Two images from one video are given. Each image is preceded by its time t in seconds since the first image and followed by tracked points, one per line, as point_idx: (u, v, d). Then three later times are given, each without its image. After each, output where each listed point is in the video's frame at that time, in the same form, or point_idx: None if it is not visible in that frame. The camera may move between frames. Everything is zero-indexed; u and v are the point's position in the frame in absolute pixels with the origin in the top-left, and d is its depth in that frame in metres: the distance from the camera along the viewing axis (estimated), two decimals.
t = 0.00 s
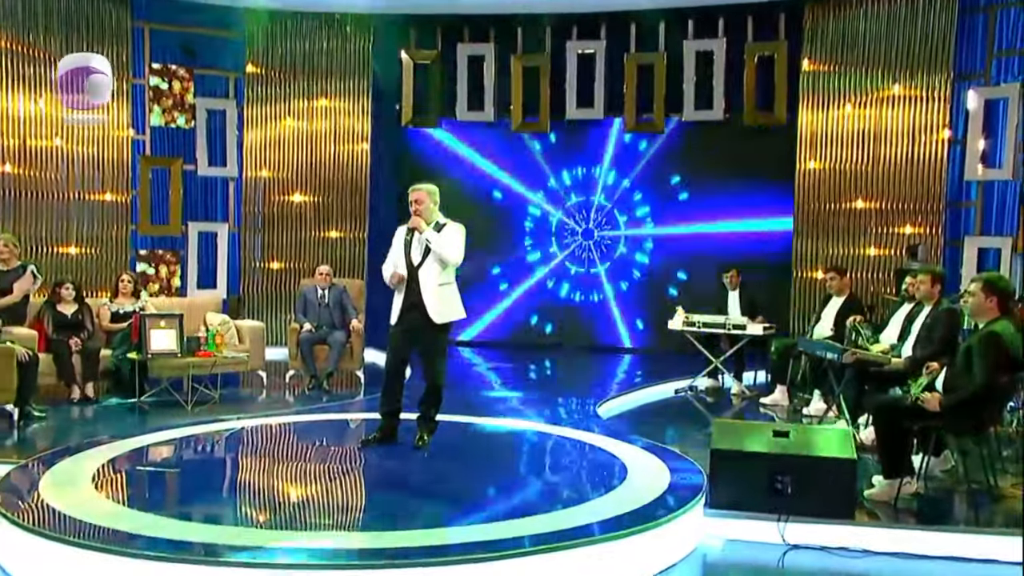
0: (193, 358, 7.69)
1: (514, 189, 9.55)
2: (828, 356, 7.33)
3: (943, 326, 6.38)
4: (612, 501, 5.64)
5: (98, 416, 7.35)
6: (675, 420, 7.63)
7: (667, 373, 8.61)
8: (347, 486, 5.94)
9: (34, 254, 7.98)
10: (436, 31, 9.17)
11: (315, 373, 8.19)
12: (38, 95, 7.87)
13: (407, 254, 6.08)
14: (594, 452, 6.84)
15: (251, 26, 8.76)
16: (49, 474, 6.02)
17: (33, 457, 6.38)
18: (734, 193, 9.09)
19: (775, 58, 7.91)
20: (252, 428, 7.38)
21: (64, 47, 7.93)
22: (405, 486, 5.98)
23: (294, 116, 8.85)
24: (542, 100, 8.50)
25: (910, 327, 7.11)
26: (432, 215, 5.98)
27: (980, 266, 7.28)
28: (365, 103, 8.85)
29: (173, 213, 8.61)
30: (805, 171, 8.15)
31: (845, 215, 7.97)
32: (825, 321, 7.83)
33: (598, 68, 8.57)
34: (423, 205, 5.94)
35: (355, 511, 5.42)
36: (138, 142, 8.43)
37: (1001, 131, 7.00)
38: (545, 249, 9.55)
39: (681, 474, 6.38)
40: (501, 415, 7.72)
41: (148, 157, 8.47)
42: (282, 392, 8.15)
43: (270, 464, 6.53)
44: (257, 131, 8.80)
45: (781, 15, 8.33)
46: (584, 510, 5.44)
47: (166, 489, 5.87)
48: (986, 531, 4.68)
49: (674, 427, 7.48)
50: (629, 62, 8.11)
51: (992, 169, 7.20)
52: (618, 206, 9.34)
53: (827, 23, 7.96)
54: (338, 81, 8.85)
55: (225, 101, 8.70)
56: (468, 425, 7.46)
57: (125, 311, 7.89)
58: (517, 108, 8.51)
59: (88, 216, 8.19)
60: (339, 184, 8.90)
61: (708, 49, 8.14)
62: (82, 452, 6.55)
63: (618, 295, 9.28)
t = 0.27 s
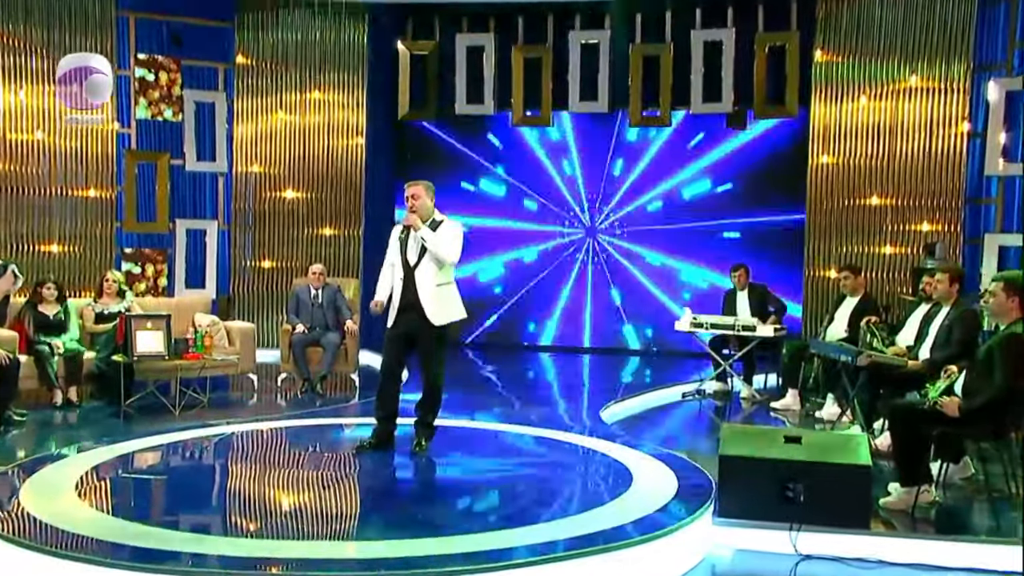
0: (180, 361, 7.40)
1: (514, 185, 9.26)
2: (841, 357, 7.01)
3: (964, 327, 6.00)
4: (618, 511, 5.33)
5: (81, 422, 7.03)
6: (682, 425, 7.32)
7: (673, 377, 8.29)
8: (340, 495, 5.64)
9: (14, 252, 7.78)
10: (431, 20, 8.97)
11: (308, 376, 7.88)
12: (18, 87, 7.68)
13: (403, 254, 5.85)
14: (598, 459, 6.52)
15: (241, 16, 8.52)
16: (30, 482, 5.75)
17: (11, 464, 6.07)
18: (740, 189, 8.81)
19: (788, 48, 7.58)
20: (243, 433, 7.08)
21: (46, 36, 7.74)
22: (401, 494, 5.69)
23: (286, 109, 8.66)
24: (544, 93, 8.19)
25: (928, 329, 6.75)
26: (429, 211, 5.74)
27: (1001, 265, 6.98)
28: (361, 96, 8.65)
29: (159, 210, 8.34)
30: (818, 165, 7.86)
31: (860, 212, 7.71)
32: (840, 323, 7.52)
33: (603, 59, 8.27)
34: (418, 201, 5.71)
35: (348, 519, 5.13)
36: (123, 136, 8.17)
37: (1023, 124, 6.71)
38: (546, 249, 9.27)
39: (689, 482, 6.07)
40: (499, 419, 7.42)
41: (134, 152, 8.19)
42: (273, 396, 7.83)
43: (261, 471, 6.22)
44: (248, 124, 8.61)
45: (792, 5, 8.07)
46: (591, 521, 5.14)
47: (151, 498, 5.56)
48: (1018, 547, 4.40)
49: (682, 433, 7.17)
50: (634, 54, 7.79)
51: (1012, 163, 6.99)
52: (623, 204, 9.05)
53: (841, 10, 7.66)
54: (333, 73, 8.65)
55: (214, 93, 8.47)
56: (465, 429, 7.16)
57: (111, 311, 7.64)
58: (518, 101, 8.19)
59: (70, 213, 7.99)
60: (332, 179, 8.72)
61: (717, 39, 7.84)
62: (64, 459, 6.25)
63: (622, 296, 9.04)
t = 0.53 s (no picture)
0: (166, 365, 7.04)
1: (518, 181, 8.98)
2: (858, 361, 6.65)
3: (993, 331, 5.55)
4: (628, 524, 5.00)
5: (60, 428, 6.70)
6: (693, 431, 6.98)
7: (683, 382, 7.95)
8: (333, 505, 5.30)
9: None
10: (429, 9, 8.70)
11: (301, 380, 7.55)
12: None
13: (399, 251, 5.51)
14: (604, 466, 6.19)
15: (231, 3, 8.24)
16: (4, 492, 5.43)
17: None
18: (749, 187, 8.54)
19: (803, 37, 7.24)
20: (232, 439, 6.74)
21: (24, 23, 7.59)
22: (398, 502, 5.36)
23: (276, 100, 8.37)
24: (548, 85, 7.86)
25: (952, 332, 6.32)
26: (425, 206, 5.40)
27: None
28: (356, 90, 8.41)
29: (143, 207, 8.10)
30: (834, 160, 7.73)
31: (879, 208, 7.57)
32: (856, 324, 7.21)
33: (609, 49, 7.95)
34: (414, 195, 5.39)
35: (345, 531, 4.79)
36: (105, 129, 7.95)
37: None
38: (551, 248, 8.99)
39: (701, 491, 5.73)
40: (499, 425, 7.08)
41: (115, 144, 7.96)
42: (264, 400, 7.50)
43: (250, 479, 5.88)
44: (236, 117, 8.31)
45: None
46: (601, 534, 4.79)
47: (132, 509, 5.22)
48: None
49: (692, 440, 6.82)
50: (641, 42, 7.44)
51: None
52: (629, 201, 8.77)
53: None
54: (326, 63, 8.40)
55: (200, 83, 8.24)
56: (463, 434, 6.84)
57: (92, 313, 7.27)
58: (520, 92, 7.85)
59: (49, 209, 7.80)
60: (325, 175, 8.44)
61: (729, 28, 7.51)
62: (42, 466, 5.92)
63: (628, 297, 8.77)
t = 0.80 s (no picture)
0: (152, 369, 6.70)
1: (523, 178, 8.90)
2: (878, 365, 6.31)
3: None
4: (642, 539, 4.65)
5: (39, 434, 6.37)
6: (704, 438, 6.65)
7: (692, 387, 7.62)
8: (325, 516, 4.96)
9: None
10: None
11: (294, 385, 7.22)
12: None
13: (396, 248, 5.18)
14: (611, 475, 5.85)
15: None
16: None
17: None
18: (760, 183, 8.51)
19: (820, 25, 6.91)
20: (220, 447, 6.39)
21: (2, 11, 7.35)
22: (393, 514, 5.02)
23: (267, 93, 8.14)
24: (552, 75, 7.53)
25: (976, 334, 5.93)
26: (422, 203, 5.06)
27: None
28: (352, 80, 8.10)
29: (128, 202, 7.83)
30: (851, 155, 7.51)
31: (901, 204, 7.37)
32: (875, 327, 6.89)
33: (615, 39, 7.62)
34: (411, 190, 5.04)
35: (338, 546, 4.45)
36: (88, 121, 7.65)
37: None
38: (558, 245, 8.90)
39: (714, 504, 5.37)
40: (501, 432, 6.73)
41: (99, 138, 7.66)
42: (255, 405, 7.17)
43: (239, 489, 5.52)
44: (224, 109, 8.11)
45: None
46: (613, 549, 4.44)
47: (115, 520, 4.91)
48: None
49: (705, 448, 6.47)
50: (649, 31, 7.11)
51: None
52: (638, 197, 8.70)
53: None
54: (318, 55, 8.10)
55: (188, 74, 8.00)
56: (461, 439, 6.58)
57: (73, 314, 6.89)
58: (522, 83, 7.53)
59: (29, 205, 7.54)
60: (317, 170, 8.16)
61: (741, 16, 7.19)
62: (17, 476, 5.58)
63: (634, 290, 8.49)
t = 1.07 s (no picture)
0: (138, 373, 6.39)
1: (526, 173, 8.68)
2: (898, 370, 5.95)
3: None
4: (657, 554, 4.34)
5: (18, 442, 6.07)
6: (717, 445, 6.34)
7: (701, 393, 7.33)
8: (320, 527, 4.66)
9: None
10: None
11: (286, 390, 6.93)
12: None
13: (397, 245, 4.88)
14: (616, 484, 5.55)
15: None
16: None
17: None
18: (773, 180, 8.27)
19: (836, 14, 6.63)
20: (209, 454, 6.10)
21: None
22: (392, 525, 4.72)
23: (258, 85, 7.90)
24: (556, 66, 7.26)
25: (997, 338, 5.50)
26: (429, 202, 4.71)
27: None
28: (347, 72, 7.89)
29: (114, 199, 7.63)
30: (870, 150, 7.28)
31: (921, 200, 7.16)
32: (896, 331, 6.57)
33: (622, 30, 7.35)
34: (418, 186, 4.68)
35: (334, 559, 4.15)
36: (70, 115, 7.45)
37: None
38: (563, 245, 8.67)
39: (727, 514, 5.06)
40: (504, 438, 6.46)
41: (82, 132, 7.46)
42: (246, 411, 6.88)
43: (226, 499, 5.22)
44: (214, 102, 7.86)
45: None
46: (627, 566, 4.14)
47: (94, 531, 4.61)
48: None
49: (718, 456, 6.16)
50: (657, 21, 6.84)
51: None
52: (647, 195, 8.49)
53: None
54: (311, 45, 7.88)
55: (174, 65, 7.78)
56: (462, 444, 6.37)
57: (55, 317, 6.57)
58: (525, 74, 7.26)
59: (10, 202, 7.25)
60: (310, 166, 7.94)
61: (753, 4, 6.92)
62: None
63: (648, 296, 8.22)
